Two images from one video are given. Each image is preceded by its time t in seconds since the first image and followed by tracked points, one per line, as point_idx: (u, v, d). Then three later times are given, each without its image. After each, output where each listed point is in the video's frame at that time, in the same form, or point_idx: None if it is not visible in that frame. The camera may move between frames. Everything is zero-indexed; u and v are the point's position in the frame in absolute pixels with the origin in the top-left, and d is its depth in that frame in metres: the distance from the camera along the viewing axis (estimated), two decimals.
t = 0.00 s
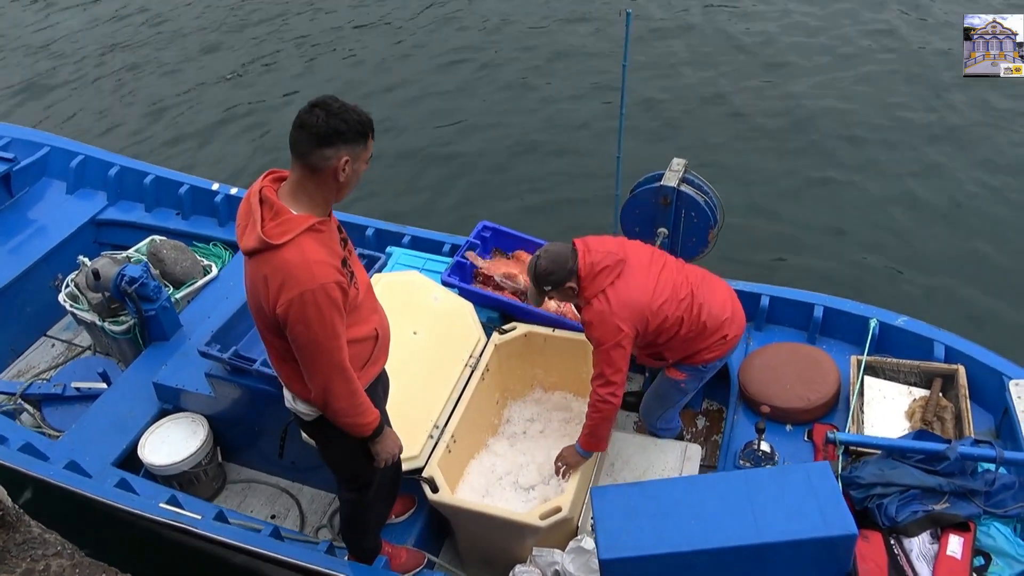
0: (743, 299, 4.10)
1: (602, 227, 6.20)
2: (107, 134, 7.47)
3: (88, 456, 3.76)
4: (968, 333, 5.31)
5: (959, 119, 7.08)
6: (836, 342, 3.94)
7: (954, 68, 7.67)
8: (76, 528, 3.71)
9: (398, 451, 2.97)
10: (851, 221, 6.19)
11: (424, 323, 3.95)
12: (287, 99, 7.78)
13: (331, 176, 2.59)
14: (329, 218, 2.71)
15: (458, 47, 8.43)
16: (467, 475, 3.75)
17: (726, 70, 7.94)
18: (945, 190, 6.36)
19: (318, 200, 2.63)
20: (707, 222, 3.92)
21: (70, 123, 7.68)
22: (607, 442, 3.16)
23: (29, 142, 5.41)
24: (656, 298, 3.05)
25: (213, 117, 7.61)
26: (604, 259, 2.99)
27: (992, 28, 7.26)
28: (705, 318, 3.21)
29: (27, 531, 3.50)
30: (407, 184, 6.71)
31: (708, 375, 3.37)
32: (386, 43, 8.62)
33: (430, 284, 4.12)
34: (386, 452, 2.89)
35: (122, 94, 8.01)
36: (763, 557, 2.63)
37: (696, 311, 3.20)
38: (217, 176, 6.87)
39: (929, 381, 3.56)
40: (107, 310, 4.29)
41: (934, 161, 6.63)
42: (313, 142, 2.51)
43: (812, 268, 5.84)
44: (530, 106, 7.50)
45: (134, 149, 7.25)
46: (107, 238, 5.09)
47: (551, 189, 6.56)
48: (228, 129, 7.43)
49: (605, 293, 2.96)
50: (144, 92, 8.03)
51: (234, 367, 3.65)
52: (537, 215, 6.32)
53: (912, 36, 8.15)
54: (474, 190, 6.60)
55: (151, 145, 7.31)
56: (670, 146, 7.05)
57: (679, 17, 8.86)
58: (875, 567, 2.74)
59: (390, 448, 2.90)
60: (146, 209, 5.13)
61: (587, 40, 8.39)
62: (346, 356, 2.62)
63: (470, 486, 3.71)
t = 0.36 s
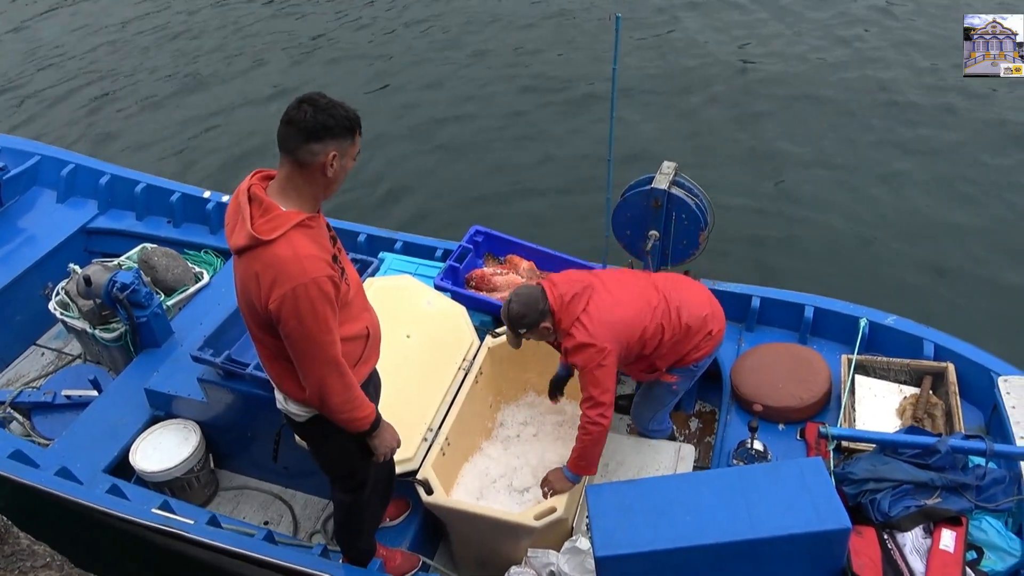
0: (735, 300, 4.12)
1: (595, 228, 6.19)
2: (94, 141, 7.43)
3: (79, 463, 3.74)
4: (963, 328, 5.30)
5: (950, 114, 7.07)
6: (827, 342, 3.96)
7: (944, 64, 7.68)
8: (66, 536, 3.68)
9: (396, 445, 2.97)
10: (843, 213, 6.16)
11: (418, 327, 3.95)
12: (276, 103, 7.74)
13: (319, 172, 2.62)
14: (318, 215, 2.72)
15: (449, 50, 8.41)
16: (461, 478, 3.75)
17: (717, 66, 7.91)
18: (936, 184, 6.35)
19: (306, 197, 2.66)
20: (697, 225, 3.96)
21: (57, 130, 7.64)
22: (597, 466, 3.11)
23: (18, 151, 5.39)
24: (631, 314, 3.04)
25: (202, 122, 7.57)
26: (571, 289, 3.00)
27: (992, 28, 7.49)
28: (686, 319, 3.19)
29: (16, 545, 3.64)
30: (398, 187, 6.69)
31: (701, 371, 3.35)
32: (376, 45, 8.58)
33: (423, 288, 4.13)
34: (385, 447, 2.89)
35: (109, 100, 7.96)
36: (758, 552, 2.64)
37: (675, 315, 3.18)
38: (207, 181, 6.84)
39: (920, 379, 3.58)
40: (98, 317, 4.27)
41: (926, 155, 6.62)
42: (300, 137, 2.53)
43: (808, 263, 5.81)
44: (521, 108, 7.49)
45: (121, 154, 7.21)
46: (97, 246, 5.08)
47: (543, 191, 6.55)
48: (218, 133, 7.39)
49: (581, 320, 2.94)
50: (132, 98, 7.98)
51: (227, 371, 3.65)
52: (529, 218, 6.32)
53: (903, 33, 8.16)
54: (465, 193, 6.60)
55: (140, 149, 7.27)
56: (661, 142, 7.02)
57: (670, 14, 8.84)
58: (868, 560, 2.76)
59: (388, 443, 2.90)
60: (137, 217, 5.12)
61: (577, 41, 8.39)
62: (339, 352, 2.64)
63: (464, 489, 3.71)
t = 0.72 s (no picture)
0: (729, 300, 4.11)
1: (590, 226, 6.18)
2: (86, 142, 7.37)
3: (75, 473, 3.74)
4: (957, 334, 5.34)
5: (947, 113, 7.04)
6: (822, 341, 3.95)
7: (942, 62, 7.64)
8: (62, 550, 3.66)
9: (387, 454, 2.95)
10: (840, 217, 6.17)
11: (411, 332, 3.93)
12: (270, 102, 7.69)
13: (304, 184, 2.59)
14: (306, 226, 2.70)
15: (443, 48, 8.34)
16: (456, 483, 3.75)
17: (714, 68, 7.90)
18: (932, 186, 6.36)
19: (293, 208, 2.63)
20: (691, 225, 3.94)
21: (48, 130, 7.58)
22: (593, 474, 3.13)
23: (8, 154, 5.35)
24: (600, 334, 2.97)
25: (194, 121, 7.52)
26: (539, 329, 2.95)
27: (992, 28, 7.77)
28: (658, 325, 3.11)
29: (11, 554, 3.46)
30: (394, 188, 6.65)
31: (687, 372, 3.32)
32: (369, 43, 8.51)
33: (417, 292, 4.11)
34: (375, 455, 2.88)
35: (101, 99, 7.90)
36: (752, 561, 2.64)
37: (647, 322, 3.10)
38: (200, 181, 6.79)
39: (915, 379, 3.58)
40: (91, 324, 4.24)
41: (924, 158, 6.61)
42: (287, 148, 2.51)
43: (803, 264, 5.84)
44: (517, 107, 7.44)
45: (113, 155, 7.15)
46: (90, 250, 5.06)
47: (539, 192, 6.53)
48: (211, 131, 7.35)
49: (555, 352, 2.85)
50: (123, 97, 7.92)
51: (220, 381, 3.63)
52: (525, 218, 6.29)
53: (900, 30, 8.12)
54: (460, 192, 6.56)
55: (132, 148, 7.23)
56: (657, 146, 7.02)
57: (666, 13, 8.79)
58: (862, 568, 2.78)
59: (378, 451, 2.89)
60: (128, 220, 5.09)
61: (572, 38, 8.33)
62: (327, 362, 2.62)
63: (460, 495, 3.71)
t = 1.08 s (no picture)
0: (725, 295, 4.07)
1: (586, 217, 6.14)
2: (78, 137, 7.31)
3: (72, 483, 3.75)
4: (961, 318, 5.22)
5: (948, 95, 6.95)
6: (818, 336, 3.92)
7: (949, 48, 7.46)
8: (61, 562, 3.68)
9: (369, 472, 2.97)
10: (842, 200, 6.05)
11: (403, 335, 3.91)
12: (264, 97, 7.61)
13: (287, 202, 2.54)
14: (291, 243, 2.65)
15: (441, 41, 8.22)
16: (452, 486, 3.76)
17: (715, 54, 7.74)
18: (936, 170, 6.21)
19: (278, 225, 2.58)
20: (685, 221, 3.88)
21: (41, 127, 7.53)
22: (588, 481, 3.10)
23: None
24: (578, 347, 2.98)
25: (188, 115, 7.45)
26: (517, 351, 2.95)
27: (992, 28, 7.36)
28: (637, 330, 3.11)
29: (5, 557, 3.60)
30: (390, 184, 6.58)
31: (673, 376, 3.33)
32: (365, 37, 8.38)
33: (409, 293, 4.09)
34: (356, 473, 2.89)
35: (95, 95, 7.83)
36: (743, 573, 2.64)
37: (625, 330, 3.10)
38: (195, 179, 6.75)
39: (911, 376, 3.55)
40: (84, 329, 4.23)
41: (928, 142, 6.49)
42: (272, 165, 2.46)
43: (803, 248, 5.77)
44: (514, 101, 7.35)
45: (106, 151, 7.10)
46: (81, 250, 5.02)
47: (535, 185, 6.45)
48: (205, 126, 7.30)
49: (537, 372, 2.87)
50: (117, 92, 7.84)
51: (212, 391, 3.65)
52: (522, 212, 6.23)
53: (906, 17, 7.96)
54: (457, 187, 6.50)
55: (125, 143, 7.17)
56: (656, 132, 6.89)
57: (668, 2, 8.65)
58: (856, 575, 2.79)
59: (360, 470, 2.90)
60: (119, 219, 5.05)
61: (572, 31, 8.22)
62: (305, 380, 2.60)
63: (456, 499, 3.71)
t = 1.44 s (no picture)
0: (718, 288, 4.04)
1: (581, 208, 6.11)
2: (72, 132, 7.28)
3: (68, 485, 3.76)
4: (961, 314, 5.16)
5: (946, 84, 6.91)
6: (813, 329, 3.90)
7: (950, 44, 7.36)
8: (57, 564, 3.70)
9: (357, 476, 2.99)
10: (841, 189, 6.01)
11: (396, 333, 3.90)
12: (259, 92, 7.56)
13: (273, 206, 2.51)
14: (278, 247, 2.63)
15: (438, 36, 8.14)
16: (446, 483, 3.76)
17: (714, 44, 7.66)
18: (937, 163, 6.16)
19: (263, 229, 2.56)
20: (677, 214, 3.85)
21: (35, 121, 7.48)
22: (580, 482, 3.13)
23: None
24: (563, 352, 3.03)
25: (182, 109, 7.41)
26: (504, 360, 3.02)
27: (992, 28, 7.16)
28: (622, 332, 3.16)
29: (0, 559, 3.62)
30: (384, 179, 6.54)
31: (663, 373, 3.36)
32: (362, 32, 8.30)
33: (401, 290, 4.07)
34: (344, 478, 2.91)
35: (89, 89, 7.78)
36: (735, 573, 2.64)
37: (611, 332, 3.15)
38: (189, 174, 6.71)
39: (905, 369, 3.53)
40: (77, 329, 4.23)
41: (930, 135, 6.42)
42: (256, 168, 2.44)
43: (799, 237, 5.74)
44: (511, 94, 7.28)
45: (100, 146, 7.07)
46: (74, 249, 5.00)
47: (531, 178, 6.41)
48: (199, 119, 7.26)
49: (523, 379, 2.93)
50: (111, 87, 7.79)
51: (204, 393, 3.66)
52: (517, 206, 6.19)
53: (909, 8, 7.86)
54: (452, 182, 6.46)
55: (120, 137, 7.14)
56: (653, 124, 6.83)
57: None
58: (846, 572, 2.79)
59: (347, 474, 2.92)
60: (111, 217, 5.02)
61: (570, 24, 8.14)
62: (292, 385, 2.59)
63: (449, 496, 3.71)
